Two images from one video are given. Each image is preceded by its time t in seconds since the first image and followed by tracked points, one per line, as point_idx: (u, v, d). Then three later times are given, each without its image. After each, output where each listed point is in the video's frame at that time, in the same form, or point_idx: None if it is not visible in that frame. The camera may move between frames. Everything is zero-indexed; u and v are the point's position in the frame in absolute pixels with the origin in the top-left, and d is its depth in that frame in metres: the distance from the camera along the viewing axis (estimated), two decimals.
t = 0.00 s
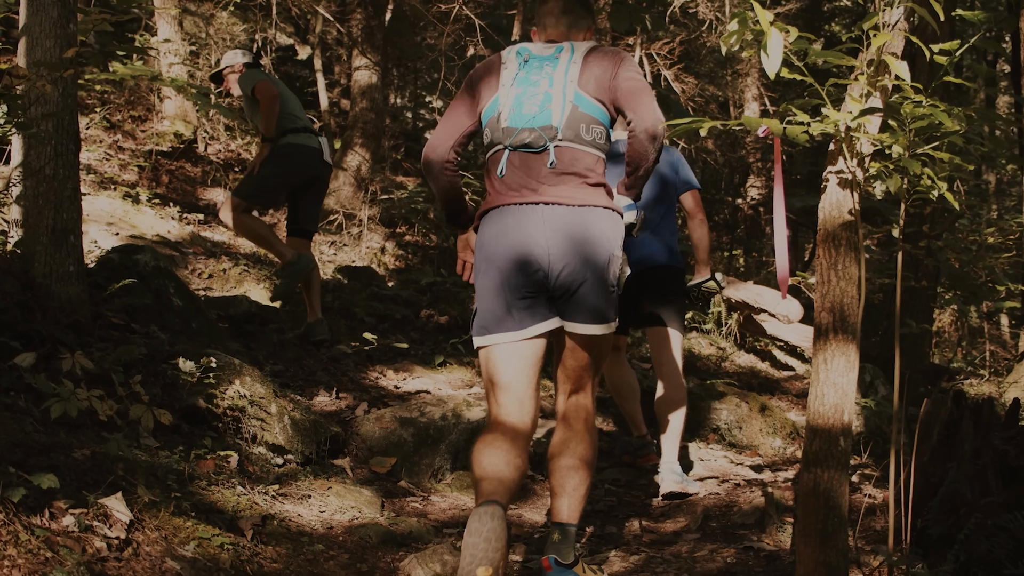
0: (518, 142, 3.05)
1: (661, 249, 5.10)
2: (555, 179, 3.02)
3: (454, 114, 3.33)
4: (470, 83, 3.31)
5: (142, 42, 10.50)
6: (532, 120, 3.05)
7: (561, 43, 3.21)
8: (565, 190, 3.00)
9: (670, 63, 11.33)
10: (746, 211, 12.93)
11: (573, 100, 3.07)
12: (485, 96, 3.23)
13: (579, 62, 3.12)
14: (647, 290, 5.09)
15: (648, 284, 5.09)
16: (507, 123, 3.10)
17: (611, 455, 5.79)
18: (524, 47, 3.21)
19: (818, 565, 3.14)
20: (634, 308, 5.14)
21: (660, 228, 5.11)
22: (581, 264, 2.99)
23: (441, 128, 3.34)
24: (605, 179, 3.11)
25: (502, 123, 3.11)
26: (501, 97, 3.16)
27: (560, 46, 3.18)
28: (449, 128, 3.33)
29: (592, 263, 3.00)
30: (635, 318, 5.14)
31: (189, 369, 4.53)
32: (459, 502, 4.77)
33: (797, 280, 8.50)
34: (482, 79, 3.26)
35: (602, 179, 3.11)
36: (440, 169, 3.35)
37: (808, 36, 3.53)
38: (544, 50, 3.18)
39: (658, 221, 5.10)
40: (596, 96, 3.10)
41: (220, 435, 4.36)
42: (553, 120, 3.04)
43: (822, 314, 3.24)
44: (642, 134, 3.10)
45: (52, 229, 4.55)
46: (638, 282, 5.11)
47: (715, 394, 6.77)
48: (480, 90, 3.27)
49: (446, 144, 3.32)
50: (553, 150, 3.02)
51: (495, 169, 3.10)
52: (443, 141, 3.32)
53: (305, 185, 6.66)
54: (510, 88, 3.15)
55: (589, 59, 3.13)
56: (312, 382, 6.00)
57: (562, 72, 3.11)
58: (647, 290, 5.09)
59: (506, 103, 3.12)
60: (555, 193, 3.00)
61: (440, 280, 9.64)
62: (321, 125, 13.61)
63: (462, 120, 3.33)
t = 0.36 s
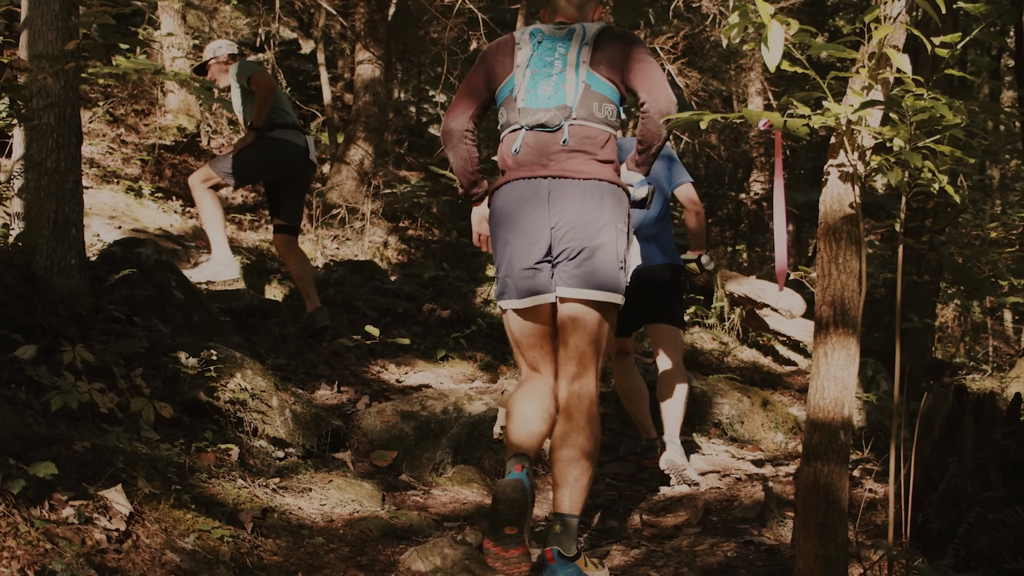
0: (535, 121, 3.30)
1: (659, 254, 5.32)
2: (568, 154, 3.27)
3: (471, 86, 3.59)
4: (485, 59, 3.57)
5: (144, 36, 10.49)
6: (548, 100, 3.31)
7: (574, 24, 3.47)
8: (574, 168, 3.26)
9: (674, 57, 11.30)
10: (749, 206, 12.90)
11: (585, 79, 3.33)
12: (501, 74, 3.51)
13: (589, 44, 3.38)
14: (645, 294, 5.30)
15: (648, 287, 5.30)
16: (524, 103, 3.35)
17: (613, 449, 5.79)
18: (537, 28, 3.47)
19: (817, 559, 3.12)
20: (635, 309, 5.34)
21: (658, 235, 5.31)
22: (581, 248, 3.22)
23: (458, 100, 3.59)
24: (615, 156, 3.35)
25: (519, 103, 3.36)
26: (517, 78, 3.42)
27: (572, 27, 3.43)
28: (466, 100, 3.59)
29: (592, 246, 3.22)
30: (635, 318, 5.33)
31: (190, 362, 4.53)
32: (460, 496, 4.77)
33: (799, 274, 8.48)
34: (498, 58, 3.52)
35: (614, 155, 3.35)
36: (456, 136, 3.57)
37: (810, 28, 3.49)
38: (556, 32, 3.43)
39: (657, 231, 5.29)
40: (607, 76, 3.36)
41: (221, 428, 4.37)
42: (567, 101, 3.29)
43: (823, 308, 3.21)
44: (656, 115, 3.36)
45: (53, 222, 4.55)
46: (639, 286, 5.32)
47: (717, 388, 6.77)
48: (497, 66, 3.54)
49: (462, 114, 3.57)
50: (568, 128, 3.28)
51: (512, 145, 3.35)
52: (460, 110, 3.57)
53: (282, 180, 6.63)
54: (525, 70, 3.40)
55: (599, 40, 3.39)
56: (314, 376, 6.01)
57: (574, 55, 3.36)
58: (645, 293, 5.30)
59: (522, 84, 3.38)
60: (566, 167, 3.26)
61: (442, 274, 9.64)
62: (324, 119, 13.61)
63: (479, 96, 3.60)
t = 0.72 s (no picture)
0: (554, 120, 3.44)
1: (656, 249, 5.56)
2: (586, 150, 3.40)
3: (487, 78, 3.70)
4: (501, 53, 3.68)
5: (147, 31, 10.49)
6: (567, 98, 3.44)
7: (589, 23, 3.58)
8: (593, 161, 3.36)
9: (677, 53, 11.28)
10: (753, 202, 12.88)
11: (601, 78, 3.46)
12: (518, 68, 3.62)
13: (604, 42, 3.50)
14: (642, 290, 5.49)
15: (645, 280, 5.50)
16: (544, 101, 3.48)
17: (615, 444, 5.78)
18: (554, 25, 3.59)
19: (818, 554, 3.10)
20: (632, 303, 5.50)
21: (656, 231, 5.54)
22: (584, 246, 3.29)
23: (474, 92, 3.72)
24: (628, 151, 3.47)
25: (539, 100, 3.50)
26: (535, 75, 3.55)
27: (588, 25, 3.55)
28: (482, 90, 3.71)
29: (595, 242, 3.28)
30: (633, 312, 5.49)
31: (191, 357, 4.53)
32: (462, 491, 4.77)
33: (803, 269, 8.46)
34: (514, 52, 3.63)
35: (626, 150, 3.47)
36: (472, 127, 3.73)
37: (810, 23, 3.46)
38: (571, 30, 3.55)
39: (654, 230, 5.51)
40: (621, 74, 3.49)
41: (222, 422, 4.37)
42: (586, 99, 3.43)
43: (823, 302, 3.20)
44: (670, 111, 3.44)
45: (55, 216, 4.55)
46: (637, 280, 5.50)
47: (719, 384, 6.76)
48: (512, 61, 3.64)
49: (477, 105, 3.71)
50: (587, 126, 3.41)
51: (531, 140, 3.49)
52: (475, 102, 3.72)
53: (262, 186, 6.65)
54: (543, 67, 3.53)
55: (613, 38, 3.51)
56: (316, 371, 6.01)
57: (590, 52, 3.48)
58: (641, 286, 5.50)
59: (541, 81, 3.51)
60: (583, 161, 3.36)
61: (445, 269, 9.63)
62: (327, 114, 13.61)
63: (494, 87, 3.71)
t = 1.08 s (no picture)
0: (572, 144, 3.53)
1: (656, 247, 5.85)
2: (603, 174, 3.50)
3: (504, 101, 3.77)
4: (517, 77, 3.74)
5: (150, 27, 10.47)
6: (585, 123, 3.54)
7: (602, 44, 3.66)
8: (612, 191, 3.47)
9: (681, 49, 11.27)
10: (757, 198, 12.85)
11: (615, 102, 3.57)
12: (534, 94, 3.70)
13: (616, 66, 3.60)
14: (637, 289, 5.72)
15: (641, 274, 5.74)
16: (562, 125, 3.57)
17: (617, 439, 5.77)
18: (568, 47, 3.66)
19: (819, 548, 3.08)
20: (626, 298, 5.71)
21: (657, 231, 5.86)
22: (590, 262, 3.39)
23: (491, 116, 3.79)
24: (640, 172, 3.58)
25: (557, 125, 3.58)
26: (552, 100, 3.63)
27: (601, 47, 3.63)
28: (499, 114, 3.78)
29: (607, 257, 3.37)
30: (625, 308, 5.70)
31: (193, 352, 4.53)
32: (464, 486, 4.77)
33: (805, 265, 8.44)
34: (530, 76, 3.71)
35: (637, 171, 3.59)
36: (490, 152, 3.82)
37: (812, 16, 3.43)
38: (584, 52, 3.63)
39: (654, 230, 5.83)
40: (633, 98, 3.61)
41: (224, 418, 4.37)
42: (602, 123, 3.54)
43: (825, 296, 3.18)
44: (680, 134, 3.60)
45: (57, 212, 4.54)
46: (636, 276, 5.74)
47: (722, 379, 6.76)
48: (529, 85, 3.72)
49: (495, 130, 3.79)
50: (605, 149, 3.52)
51: (550, 165, 3.58)
52: (493, 127, 3.79)
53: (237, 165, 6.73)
54: (560, 91, 3.62)
55: (626, 61, 3.62)
56: (319, 366, 6.01)
57: (604, 76, 3.58)
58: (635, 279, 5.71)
59: (558, 106, 3.60)
60: (599, 186, 3.46)
61: (448, 265, 9.63)
62: (330, 111, 13.61)
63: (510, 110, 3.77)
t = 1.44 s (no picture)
0: (588, 149, 3.60)
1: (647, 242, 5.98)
2: (619, 177, 3.58)
3: (522, 112, 3.86)
4: (534, 86, 3.83)
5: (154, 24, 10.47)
6: (600, 128, 3.60)
7: (609, 50, 3.73)
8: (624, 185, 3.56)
9: (684, 44, 11.23)
10: (760, 193, 12.82)
11: (626, 106, 3.63)
12: (550, 101, 3.78)
13: (625, 71, 3.65)
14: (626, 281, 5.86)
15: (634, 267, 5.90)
16: (577, 132, 3.64)
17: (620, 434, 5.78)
18: (577, 55, 3.73)
19: (820, 540, 3.06)
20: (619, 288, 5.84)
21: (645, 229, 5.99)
22: (607, 267, 3.53)
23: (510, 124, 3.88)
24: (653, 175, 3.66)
25: (573, 131, 3.65)
26: (564, 107, 3.70)
27: (610, 53, 3.69)
28: (517, 123, 3.87)
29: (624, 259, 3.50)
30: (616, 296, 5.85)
31: (195, 346, 4.53)
32: (467, 480, 4.77)
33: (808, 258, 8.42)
34: (546, 84, 3.79)
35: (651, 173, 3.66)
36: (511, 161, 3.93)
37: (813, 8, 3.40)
38: (593, 60, 3.69)
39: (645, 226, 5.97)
40: (644, 101, 3.67)
41: (227, 412, 4.38)
42: (616, 127, 3.60)
43: (826, 289, 3.16)
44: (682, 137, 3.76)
45: (59, 207, 4.53)
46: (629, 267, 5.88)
47: (725, 373, 6.75)
48: (546, 93, 3.80)
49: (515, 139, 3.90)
50: (620, 152, 3.58)
51: (568, 171, 3.65)
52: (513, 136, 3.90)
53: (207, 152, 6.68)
54: (572, 99, 3.68)
55: (635, 66, 3.67)
56: (321, 361, 6.01)
57: (614, 81, 3.63)
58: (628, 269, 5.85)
59: (572, 112, 3.67)
60: (617, 188, 3.55)
61: (451, 260, 9.62)
62: (333, 106, 13.60)
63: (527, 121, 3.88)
